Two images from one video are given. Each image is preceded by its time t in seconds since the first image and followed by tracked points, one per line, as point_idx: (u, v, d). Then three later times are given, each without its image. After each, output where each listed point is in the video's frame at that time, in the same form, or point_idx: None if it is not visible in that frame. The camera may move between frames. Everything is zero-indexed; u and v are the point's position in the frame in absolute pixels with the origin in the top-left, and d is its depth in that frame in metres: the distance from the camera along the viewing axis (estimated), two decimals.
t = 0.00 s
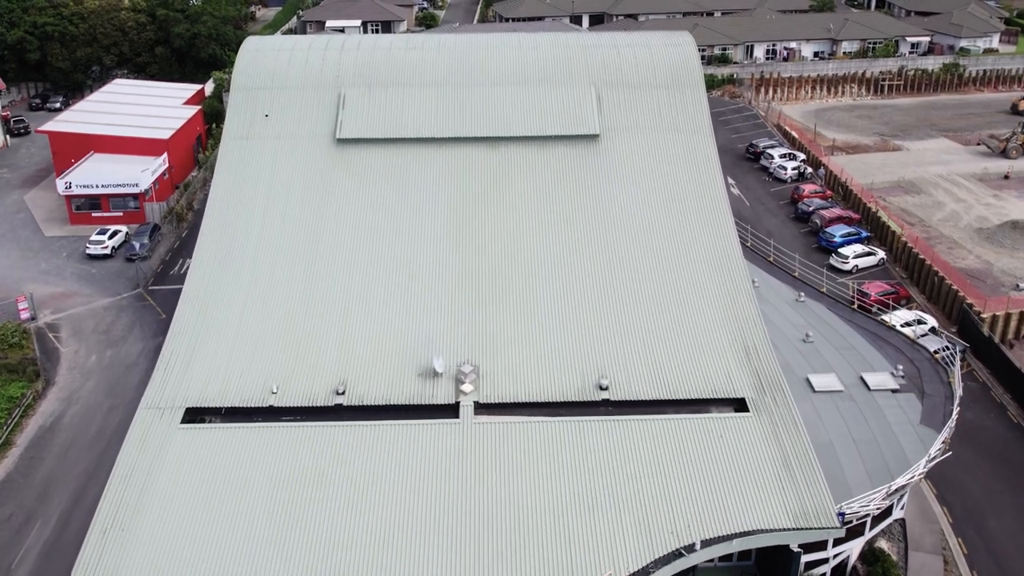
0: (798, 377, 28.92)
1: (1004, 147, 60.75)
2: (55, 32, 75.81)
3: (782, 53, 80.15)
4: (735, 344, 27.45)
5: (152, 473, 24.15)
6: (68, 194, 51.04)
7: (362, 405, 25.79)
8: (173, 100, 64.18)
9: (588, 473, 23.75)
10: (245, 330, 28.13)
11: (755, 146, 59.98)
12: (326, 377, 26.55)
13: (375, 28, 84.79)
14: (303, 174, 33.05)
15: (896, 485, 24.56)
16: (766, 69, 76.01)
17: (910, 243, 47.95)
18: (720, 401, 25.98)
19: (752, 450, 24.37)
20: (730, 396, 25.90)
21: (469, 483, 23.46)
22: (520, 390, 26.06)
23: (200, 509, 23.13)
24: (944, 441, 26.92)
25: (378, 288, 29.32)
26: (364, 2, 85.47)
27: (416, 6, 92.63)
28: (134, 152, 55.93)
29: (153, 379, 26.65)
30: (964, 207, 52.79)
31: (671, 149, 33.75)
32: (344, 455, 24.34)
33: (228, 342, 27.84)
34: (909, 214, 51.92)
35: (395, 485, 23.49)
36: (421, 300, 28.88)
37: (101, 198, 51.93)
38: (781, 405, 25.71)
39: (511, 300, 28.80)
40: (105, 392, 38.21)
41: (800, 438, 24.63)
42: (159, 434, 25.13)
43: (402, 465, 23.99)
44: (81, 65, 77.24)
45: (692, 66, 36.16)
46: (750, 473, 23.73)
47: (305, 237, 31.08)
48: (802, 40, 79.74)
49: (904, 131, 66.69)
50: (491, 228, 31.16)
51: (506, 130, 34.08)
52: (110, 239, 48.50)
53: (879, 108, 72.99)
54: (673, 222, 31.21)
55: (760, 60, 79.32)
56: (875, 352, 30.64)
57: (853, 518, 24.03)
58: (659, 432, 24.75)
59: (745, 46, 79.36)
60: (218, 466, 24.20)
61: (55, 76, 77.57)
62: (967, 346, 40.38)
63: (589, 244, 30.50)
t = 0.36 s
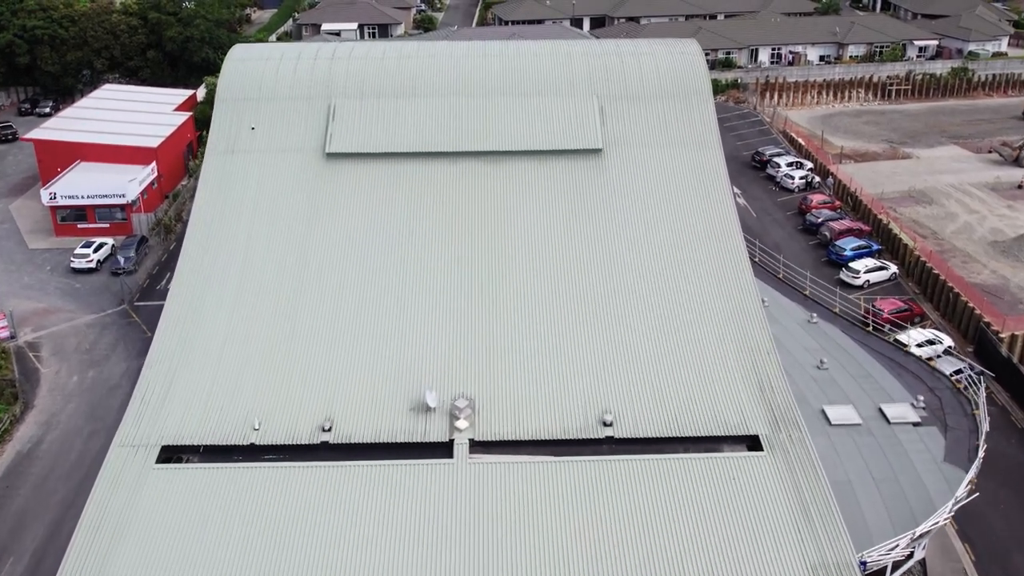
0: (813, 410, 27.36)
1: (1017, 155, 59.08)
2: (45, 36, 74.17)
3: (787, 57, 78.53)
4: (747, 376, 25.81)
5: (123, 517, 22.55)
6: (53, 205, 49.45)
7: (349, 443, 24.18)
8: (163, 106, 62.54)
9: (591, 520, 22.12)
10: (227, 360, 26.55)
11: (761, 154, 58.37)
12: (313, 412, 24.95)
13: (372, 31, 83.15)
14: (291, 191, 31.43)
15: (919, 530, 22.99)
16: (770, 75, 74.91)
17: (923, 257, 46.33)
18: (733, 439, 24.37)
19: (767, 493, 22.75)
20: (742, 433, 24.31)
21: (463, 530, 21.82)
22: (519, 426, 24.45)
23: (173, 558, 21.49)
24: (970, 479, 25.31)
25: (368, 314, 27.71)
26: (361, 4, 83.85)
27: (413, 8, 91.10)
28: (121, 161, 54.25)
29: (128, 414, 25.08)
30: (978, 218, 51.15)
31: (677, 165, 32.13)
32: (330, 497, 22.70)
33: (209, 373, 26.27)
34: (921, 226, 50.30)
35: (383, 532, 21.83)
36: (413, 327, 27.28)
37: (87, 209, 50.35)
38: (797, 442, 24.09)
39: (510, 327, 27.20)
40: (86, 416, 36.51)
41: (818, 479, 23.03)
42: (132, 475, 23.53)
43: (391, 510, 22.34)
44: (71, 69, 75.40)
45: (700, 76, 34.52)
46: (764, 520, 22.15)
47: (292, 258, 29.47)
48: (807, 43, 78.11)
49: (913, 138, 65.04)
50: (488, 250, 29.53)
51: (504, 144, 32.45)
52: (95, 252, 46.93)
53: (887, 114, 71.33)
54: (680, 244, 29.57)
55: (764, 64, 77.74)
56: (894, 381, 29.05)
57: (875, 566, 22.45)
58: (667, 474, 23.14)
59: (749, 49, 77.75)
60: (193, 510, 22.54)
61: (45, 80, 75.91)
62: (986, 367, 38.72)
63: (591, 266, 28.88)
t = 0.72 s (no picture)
0: (830, 445, 25.76)
1: None
2: (34, 40, 72.47)
3: (793, 62, 76.89)
4: (762, 412, 24.19)
5: (90, 569, 20.89)
6: (37, 217, 47.84)
7: (335, 486, 22.55)
8: (154, 113, 60.93)
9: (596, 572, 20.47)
10: (207, 394, 24.96)
11: (767, 163, 56.77)
12: (298, 450, 23.37)
13: (368, 34, 81.76)
14: (277, 210, 29.79)
15: None
16: (776, 80, 73.32)
17: (937, 272, 44.68)
18: (746, 481, 22.77)
19: (785, 542, 21.10)
20: (757, 475, 22.71)
21: None
22: (518, 467, 22.84)
23: None
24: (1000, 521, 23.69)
25: (358, 343, 26.07)
26: (357, 8, 82.29)
27: (411, 12, 89.49)
28: (108, 170, 52.57)
29: (99, 453, 23.47)
30: (992, 230, 49.52)
31: (684, 182, 30.52)
32: (313, 547, 21.04)
33: (189, 406, 24.68)
34: (934, 239, 48.68)
35: None
36: (405, 357, 25.66)
37: (72, 221, 48.72)
38: (816, 485, 22.47)
39: (509, 357, 25.59)
40: (65, 442, 34.54)
41: (839, 526, 21.39)
42: (101, 521, 21.88)
43: (379, 561, 20.68)
44: (61, 74, 73.75)
45: (707, 87, 32.96)
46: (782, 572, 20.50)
47: (277, 282, 27.83)
48: (813, 47, 76.49)
49: (923, 145, 63.41)
50: (485, 272, 27.87)
51: (502, 160, 30.84)
52: (79, 266, 45.36)
53: (895, 120, 69.70)
54: (689, 267, 27.96)
55: (769, 68, 76.14)
56: (914, 412, 27.47)
57: None
58: (677, 521, 21.51)
59: (754, 54, 76.14)
60: (166, 561, 20.89)
61: (34, 86, 74.21)
62: (1005, 389, 37.10)
63: (594, 291, 27.28)
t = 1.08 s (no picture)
0: (849, 485, 24.26)
1: None
2: (23, 44, 70.92)
3: (798, 66, 75.29)
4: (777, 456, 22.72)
5: None
6: (19, 230, 46.30)
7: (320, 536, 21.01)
8: (144, 120, 59.35)
9: None
10: (185, 433, 23.49)
11: (774, 172, 55.18)
12: (279, 495, 21.88)
13: (365, 37, 80.22)
14: (262, 230, 28.24)
15: None
16: (781, 85, 71.78)
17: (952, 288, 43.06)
18: (762, 530, 21.27)
19: None
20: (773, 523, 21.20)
21: None
22: (517, 514, 21.30)
23: None
24: None
25: (347, 377, 24.52)
26: (354, 10, 80.73)
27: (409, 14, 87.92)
28: (95, 180, 50.96)
29: (67, 499, 22.06)
30: (1008, 242, 47.89)
31: (692, 201, 28.94)
32: None
33: (166, 448, 23.27)
34: (947, 252, 47.08)
35: None
36: (398, 390, 24.13)
37: (57, 233, 47.14)
38: (836, 534, 20.93)
39: (508, 392, 24.02)
40: (43, 471, 32.88)
41: None
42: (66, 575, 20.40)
43: None
44: (51, 78, 72.59)
45: (716, 100, 31.40)
46: None
47: (263, 310, 26.30)
48: (820, 51, 74.89)
49: (933, 153, 61.77)
50: (483, 299, 26.31)
51: (500, 177, 29.27)
52: (62, 281, 43.78)
53: (904, 126, 68.08)
54: (699, 294, 26.43)
55: (775, 73, 74.60)
56: (938, 448, 25.95)
57: None
58: None
59: (759, 58, 74.60)
60: None
61: (24, 90, 73.09)
62: None
63: (600, 319, 25.71)
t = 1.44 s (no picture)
0: (871, 528, 22.79)
1: None
2: (11, 48, 69.25)
3: (805, 71, 73.71)
4: (796, 506, 21.43)
5: None
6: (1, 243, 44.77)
7: None
8: (134, 127, 57.70)
9: None
10: (163, 474, 22.21)
11: (781, 181, 53.59)
12: (260, 544, 20.54)
13: (361, 41, 78.53)
14: (247, 252, 26.69)
15: None
16: (787, 90, 70.29)
17: (969, 305, 41.43)
18: None
19: None
20: None
21: None
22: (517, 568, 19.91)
23: None
24: None
25: (336, 413, 23.10)
26: (350, 13, 79.10)
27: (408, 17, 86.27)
28: (80, 190, 49.31)
29: (33, 545, 20.78)
30: None
31: (702, 224, 27.44)
32: None
33: (139, 493, 21.90)
34: (962, 266, 45.46)
35: None
36: (389, 431, 22.71)
37: (40, 246, 45.58)
38: None
39: (506, 435, 22.64)
40: (18, 501, 31.01)
41: None
42: None
43: None
44: (42, 82, 71.11)
45: (727, 113, 29.81)
46: None
47: (248, 338, 24.86)
48: (826, 55, 73.29)
49: (944, 161, 60.15)
50: (482, 328, 24.84)
51: (498, 195, 27.68)
52: (45, 296, 42.19)
53: (913, 133, 66.49)
54: (711, 328, 25.10)
55: (780, 77, 73.04)
56: (964, 489, 24.60)
57: None
58: None
59: (765, 62, 73.04)
60: None
61: (14, 95, 71.58)
62: None
63: (603, 355, 24.31)
